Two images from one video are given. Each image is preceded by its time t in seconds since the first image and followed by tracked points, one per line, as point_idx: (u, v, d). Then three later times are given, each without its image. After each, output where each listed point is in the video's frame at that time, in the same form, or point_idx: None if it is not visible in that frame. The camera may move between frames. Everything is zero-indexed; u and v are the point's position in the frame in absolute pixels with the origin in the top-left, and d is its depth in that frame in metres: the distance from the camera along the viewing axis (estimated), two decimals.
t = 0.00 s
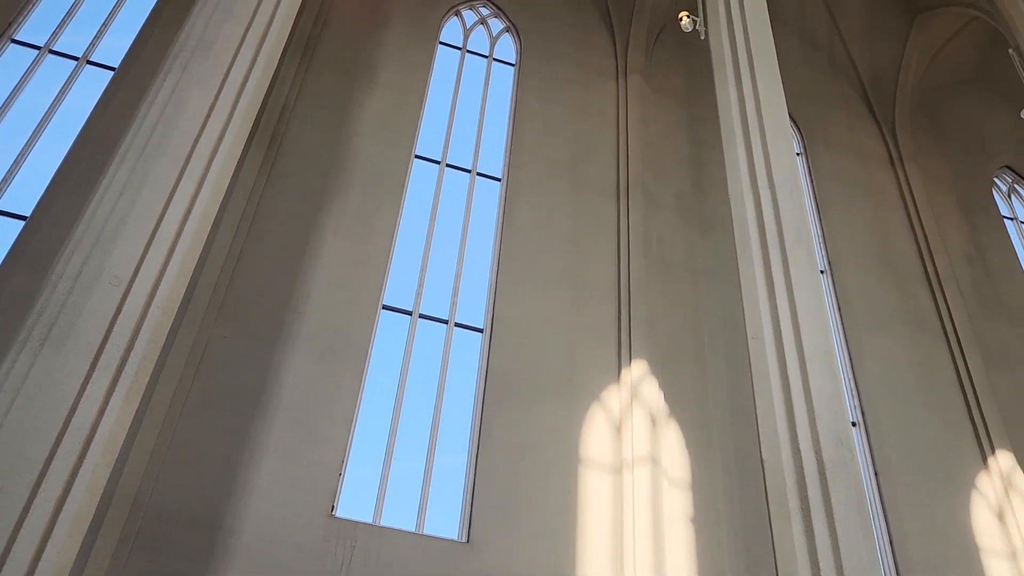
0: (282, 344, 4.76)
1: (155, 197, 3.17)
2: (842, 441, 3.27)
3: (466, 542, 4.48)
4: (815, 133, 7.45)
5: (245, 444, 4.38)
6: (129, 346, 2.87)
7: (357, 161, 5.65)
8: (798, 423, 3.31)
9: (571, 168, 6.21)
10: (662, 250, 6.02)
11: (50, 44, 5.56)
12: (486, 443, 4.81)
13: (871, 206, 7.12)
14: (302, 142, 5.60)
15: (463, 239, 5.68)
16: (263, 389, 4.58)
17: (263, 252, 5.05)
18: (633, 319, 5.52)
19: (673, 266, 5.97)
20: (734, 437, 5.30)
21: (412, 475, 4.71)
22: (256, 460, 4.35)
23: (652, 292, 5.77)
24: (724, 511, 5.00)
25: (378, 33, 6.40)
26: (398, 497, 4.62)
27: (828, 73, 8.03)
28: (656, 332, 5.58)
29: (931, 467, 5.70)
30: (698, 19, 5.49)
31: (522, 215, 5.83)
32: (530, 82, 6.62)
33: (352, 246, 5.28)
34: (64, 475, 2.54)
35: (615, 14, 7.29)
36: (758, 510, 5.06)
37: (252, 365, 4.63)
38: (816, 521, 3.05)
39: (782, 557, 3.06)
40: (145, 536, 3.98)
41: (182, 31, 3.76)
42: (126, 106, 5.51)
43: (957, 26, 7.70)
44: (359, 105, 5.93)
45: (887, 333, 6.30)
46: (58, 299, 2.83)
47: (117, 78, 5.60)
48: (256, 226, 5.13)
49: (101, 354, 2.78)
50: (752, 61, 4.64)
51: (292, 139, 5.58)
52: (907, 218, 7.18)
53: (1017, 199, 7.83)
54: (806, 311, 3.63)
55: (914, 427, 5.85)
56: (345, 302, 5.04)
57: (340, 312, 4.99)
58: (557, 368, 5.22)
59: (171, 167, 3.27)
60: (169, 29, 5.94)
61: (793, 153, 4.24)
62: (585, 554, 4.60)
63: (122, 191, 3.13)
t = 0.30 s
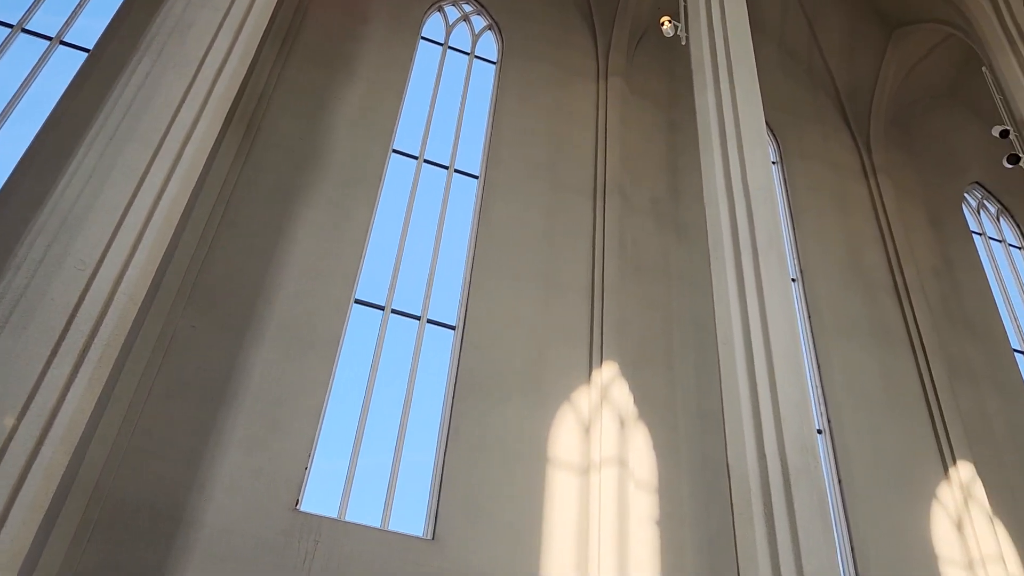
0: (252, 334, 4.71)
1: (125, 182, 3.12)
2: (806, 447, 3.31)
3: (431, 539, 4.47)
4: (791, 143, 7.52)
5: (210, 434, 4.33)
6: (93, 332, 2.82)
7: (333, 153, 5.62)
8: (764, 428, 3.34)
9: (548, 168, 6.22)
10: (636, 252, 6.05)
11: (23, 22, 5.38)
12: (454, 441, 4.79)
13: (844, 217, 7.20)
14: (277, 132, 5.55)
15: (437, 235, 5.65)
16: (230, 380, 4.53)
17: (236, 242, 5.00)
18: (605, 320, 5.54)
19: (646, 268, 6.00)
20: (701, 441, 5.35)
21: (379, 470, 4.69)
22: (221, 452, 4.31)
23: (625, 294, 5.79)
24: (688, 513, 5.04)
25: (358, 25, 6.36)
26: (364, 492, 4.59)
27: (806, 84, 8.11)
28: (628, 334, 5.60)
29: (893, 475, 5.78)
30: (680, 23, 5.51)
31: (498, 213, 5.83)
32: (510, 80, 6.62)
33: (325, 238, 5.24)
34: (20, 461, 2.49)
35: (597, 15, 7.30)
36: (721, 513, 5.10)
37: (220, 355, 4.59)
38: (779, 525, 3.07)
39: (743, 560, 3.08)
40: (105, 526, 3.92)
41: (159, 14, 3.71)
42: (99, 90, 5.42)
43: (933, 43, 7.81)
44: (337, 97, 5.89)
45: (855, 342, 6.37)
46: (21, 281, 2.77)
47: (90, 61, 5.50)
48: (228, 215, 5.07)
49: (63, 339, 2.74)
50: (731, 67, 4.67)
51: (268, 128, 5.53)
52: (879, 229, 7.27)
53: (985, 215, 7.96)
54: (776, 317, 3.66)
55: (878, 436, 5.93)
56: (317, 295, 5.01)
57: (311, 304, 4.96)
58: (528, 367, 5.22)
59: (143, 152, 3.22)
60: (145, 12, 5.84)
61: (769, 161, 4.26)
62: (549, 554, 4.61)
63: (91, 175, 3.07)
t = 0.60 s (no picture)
0: (223, 325, 4.66)
1: (98, 165, 3.07)
2: (774, 453, 3.33)
3: (398, 536, 4.44)
4: (770, 152, 7.58)
5: (177, 425, 4.28)
6: (60, 317, 2.77)
7: (312, 145, 5.57)
8: (733, 434, 3.35)
9: (528, 167, 6.21)
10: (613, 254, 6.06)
11: None
12: (425, 438, 4.77)
13: (819, 227, 7.26)
14: (257, 122, 5.50)
15: (415, 231, 5.63)
16: (200, 370, 4.48)
17: (210, 232, 4.94)
18: (579, 322, 5.54)
19: (622, 271, 6.01)
20: (672, 445, 5.37)
21: (347, 466, 4.66)
22: (188, 442, 4.26)
23: (601, 296, 5.80)
24: (656, 516, 5.06)
25: (342, 18, 6.32)
26: (332, 487, 4.56)
27: (787, 94, 8.17)
28: (602, 336, 5.61)
29: (859, 484, 5.84)
30: (664, 28, 5.54)
31: (476, 211, 5.82)
32: (493, 79, 6.61)
33: (301, 230, 5.20)
34: None
35: (583, 18, 7.31)
36: (688, 517, 5.13)
37: (191, 345, 4.53)
38: (744, 529, 3.09)
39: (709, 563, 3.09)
40: (66, 515, 3.85)
41: None
42: (75, 71, 5.32)
43: (913, 58, 7.95)
44: (318, 89, 5.85)
45: (826, 352, 6.43)
46: None
47: (68, 42, 5.40)
48: (204, 204, 5.01)
49: (29, 322, 2.68)
50: (713, 73, 4.70)
51: (246, 118, 5.47)
52: (853, 240, 7.34)
53: (958, 229, 8.07)
54: (749, 324, 3.68)
55: (846, 445, 5.99)
56: (291, 287, 4.96)
57: (284, 296, 4.91)
58: (501, 366, 5.22)
59: (117, 136, 3.17)
60: None
61: (747, 168, 4.26)
62: (516, 554, 4.60)
63: (63, 157, 3.02)
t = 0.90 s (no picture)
0: (194, 313, 4.61)
1: (70, 147, 3.02)
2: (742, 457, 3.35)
3: (364, 531, 4.42)
4: (748, 159, 7.64)
5: (144, 413, 4.22)
6: (25, 300, 2.72)
7: (291, 136, 5.53)
8: (701, 438, 3.37)
9: (508, 166, 6.21)
10: (590, 256, 6.07)
11: None
12: (395, 434, 4.75)
13: (795, 236, 7.33)
14: (235, 110, 5.44)
15: (392, 226, 5.61)
16: (169, 359, 4.42)
17: (184, 219, 4.89)
18: (553, 322, 5.55)
19: (598, 273, 6.02)
20: (641, 448, 5.39)
21: (315, 460, 4.62)
22: (154, 431, 4.20)
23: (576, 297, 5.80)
24: (624, 518, 5.07)
25: (326, 9, 6.28)
26: (299, 481, 4.52)
27: (767, 103, 8.24)
28: (576, 338, 5.62)
29: (824, 491, 5.90)
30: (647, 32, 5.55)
31: (454, 208, 5.80)
32: (475, 77, 6.60)
33: (276, 221, 5.16)
34: None
35: (567, 19, 7.32)
36: (655, 520, 5.15)
37: (160, 333, 4.48)
38: (710, 532, 3.10)
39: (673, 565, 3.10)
40: (25, 502, 3.79)
41: None
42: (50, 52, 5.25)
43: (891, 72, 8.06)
44: (298, 79, 5.81)
45: (797, 359, 6.49)
46: None
47: (44, 22, 5.32)
48: (178, 191, 4.96)
49: None
50: (694, 78, 4.72)
51: (225, 106, 5.42)
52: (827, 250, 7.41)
53: (930, 243, 8.18)
54: (721, 328, 3.70)
55: (813, 452, 6.05)
56: (264, 278, 4.92)
57: (257, 287, 4.87)
58: (473, 364, 5.21)
59: (90, 118, 3.12)
60: None
61: (724, 174, 4.28)
62: (482, 552, 4.60)
63: (34, 137, 2.97)
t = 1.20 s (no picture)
0: (159, 301, 4.55)
1: (36, 126, 2.96)
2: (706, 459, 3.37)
3: (326, 525, 4.39)
4: (722, 166, 7.70)
5: (104, 401, 4.16)
6: None
7: (264, 125, 5.47)
8: (666, 440, 3.38)
9: (482, 164, 6.20)
10: (562, 256, 6.08)
11: None
12: (360, 428, 4.73)
13: (765, 244, 7.40)
14: (208, 97, 5.38)
15: (364, 219, 5.58)
16: (132, 346, 4.36)
17: (152, 205, 4.82)
18: (523, 321, 5.55)
19: (570, 274, 6.03)
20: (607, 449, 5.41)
21: (279, 452, 4.59)
22: (114, 418, 4.14)
23: (547, 298, 5.81)
24: (587, 519, 5.08)
25: None
26: (261, 473, 4.48)
27: (742, 111, 8.31)
28: (546, 337, 5.62)
29: (786, 497, 5.96)
30: (626, 35, 5.57)
31: (427, 204, 5.78)
32: (452, 73, 6.58)
33: (247, 210, 5.10)
34: None
35: (547, 20, 7.33)
36: (619, 521, 5.17)
37: (124, 320, 4.41)
38: (671, 533, 3.12)
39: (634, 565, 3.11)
40: None
41: None
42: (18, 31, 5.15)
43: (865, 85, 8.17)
44: (274, 68, 5.75)
45: (763, 366, 6.55)
46: None
47: None
48: (147, 177, 4.89)
49: None
50: (670, 83, 4.75)
51: (198, 93, 5.35)
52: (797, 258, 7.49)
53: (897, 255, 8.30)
54: (689, 331, 3.72)
55: (777, 458, 6.11)
56: (232, 267, 4.86)
57: (225, 276, 4.81)
58: (441, 361, 5.19)
59: (58, 97, 3.07)
60: None
61: (698, 179, 4.31)
62: (444, 549, 4.58)
63: None
